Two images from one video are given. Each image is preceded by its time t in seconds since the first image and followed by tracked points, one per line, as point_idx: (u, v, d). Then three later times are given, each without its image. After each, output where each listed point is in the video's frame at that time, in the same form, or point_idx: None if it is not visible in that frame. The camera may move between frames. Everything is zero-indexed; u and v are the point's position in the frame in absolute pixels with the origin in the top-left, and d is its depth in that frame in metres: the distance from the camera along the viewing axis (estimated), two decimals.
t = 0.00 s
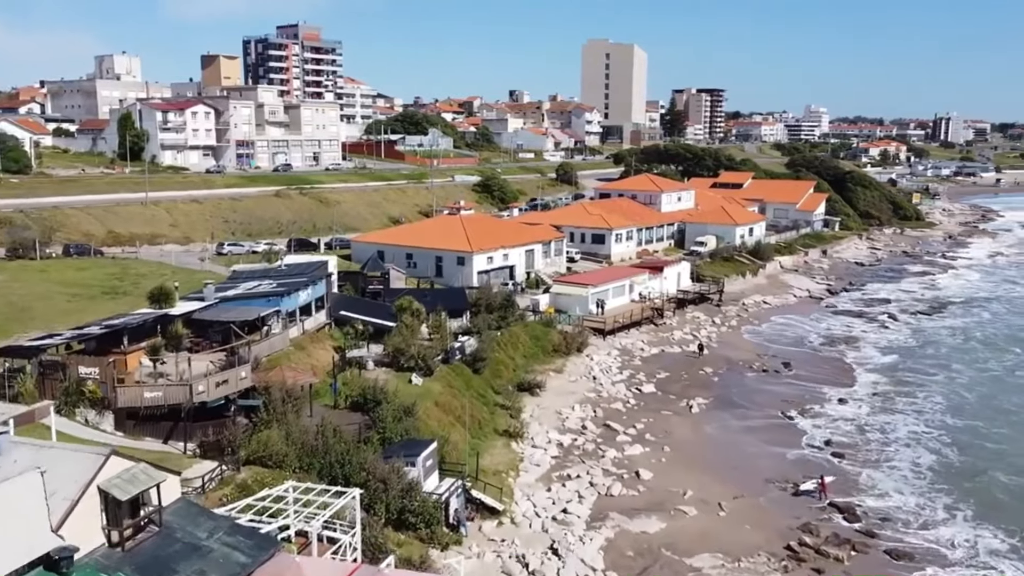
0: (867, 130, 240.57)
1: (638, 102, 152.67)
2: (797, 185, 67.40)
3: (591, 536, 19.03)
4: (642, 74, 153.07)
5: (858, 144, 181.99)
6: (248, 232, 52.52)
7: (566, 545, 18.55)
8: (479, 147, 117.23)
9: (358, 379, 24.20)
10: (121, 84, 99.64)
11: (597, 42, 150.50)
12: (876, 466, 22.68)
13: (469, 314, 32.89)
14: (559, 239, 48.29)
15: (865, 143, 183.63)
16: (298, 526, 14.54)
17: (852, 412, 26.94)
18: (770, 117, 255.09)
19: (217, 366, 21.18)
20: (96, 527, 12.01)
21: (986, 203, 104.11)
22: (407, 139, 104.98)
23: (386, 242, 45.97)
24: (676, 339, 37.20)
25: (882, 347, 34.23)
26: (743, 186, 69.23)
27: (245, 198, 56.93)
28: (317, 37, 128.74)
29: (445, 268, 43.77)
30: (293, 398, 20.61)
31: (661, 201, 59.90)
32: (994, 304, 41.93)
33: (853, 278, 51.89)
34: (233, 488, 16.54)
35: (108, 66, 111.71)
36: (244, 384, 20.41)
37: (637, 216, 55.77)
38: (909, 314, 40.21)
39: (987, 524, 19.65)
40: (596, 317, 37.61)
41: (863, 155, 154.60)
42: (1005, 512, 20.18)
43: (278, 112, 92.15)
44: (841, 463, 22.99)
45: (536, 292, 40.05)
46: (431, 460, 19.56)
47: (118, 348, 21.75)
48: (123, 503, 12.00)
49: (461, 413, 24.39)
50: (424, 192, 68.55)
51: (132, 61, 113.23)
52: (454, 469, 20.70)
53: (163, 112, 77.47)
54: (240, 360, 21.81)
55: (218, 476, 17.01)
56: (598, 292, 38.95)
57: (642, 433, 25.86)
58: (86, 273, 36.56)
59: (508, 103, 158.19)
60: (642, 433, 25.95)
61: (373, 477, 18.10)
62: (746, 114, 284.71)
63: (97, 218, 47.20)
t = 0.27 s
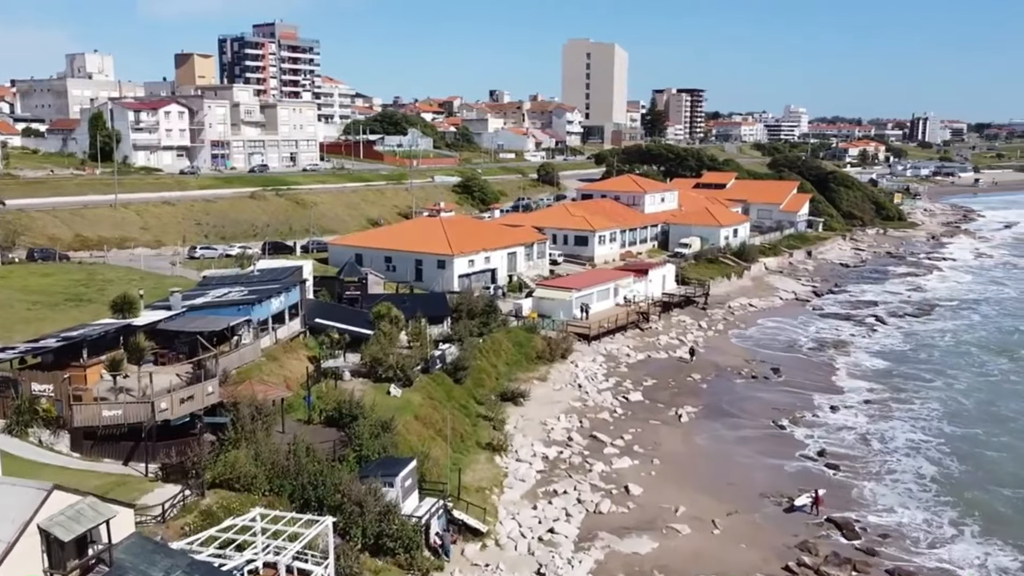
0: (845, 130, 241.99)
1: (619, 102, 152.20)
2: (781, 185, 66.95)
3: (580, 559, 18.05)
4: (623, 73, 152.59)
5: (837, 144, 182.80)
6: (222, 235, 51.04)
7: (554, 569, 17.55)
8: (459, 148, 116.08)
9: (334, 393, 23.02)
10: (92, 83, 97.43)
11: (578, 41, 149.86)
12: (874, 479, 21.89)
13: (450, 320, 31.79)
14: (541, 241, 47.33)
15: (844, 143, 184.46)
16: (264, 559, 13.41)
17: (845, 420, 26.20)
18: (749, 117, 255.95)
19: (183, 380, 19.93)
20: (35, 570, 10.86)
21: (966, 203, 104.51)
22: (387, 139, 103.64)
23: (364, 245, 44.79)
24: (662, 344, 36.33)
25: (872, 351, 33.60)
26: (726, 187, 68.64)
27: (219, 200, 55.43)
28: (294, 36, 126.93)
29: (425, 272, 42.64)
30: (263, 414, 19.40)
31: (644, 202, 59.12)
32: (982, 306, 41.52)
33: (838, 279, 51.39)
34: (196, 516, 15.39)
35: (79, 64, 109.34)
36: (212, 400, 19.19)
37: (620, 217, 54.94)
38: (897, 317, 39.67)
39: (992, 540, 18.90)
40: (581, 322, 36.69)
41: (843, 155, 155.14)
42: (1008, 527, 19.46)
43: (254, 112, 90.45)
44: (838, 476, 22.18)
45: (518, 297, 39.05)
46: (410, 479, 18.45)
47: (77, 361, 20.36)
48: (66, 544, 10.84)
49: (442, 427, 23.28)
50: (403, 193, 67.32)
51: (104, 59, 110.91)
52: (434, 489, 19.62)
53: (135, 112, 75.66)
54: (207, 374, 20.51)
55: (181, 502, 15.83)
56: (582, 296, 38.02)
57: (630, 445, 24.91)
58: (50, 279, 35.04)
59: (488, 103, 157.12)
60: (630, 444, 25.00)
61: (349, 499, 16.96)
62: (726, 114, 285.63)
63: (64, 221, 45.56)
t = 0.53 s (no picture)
0: (829, 130, 243.19)
1: (603, 103, 151.64)
2: (768, 186, 66.45)
3: None
4: (607, 73, 151.96)
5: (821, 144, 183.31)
6: (199, 238, 49.68)
7: None
8: (443, 148, 114.99)
9: (312, 407, 21.89)
10: (68, 82, 95.48)
11: (562, 41, 149.19)
12: (876, 491, 21.12)
13: (435, 326, 30.76)
14: (527, 243, 46.41)
15: (827, 143, 184.88)
16: None
17: (842, 428, 25.47)
18: (733, 117, 256.32)
19: (150, 396, 18.82)
20: None
21: (950, 203, 104.67)
22: (369, 139, 102.39)
23: (346, 248, 43.66)
24: (652, 349, 35.48)
25: (866, 356, 32.95)
26: (713, 187, 68.01)
27: (197, 202, 54.04)
28: (275, 34, 125.27)
29: (408, 275, 41.59)
30: (236, 430, 18.26)
31: (631, 203, 58.34)
32: (974, 307, 41.05)
33: (828, 281, 50.85)
34: (161, 547, 14.30)
35: (54, 63, 107.19)
36: (180, 417, 18.07)
37: (607, 219, 54.10)
38: (889, 320, 39.11)
39: (1002, 556, 18.18)
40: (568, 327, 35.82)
41: (827, 155, 155.40)
42: (1018, 542, 18.73)
43: (234, 111, 88.93)
44: (839, 489, 21.39)
45: (504, 301, 38.11)
46: (392, 500, 17.37)
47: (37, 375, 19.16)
48: None
49: (426, 441, 22.20)
50: (386, 194, 66.17)
51: (80, 58, 108.83)
52: (418, 509, 18.57)
53: (111, 111, 74.09)
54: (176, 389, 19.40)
55: (145, 531, 14.74)
56: (570, 300, 37.19)
57: (622, 456, 23.99)
58: (17, 285, 33.62)
59: (472, 103, 156.00)
60: (622, 456, 24.08)
61: (327, 523, 15.85)
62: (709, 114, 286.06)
63: (34, 225, 44.06)
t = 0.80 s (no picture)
0: (810, 130, 244.16)
1: (586, 103, 150.92)
2: (753, 187, 65.87)
3: None
4: (590, 73, 151.31)
5: (803, 144, 183.70)
6: (173, 241, 48.26)
7: None
8: (425, 148, 113.76)
9: (287, 424, 20.74)
10: (40, 81, 93.35)
11: (544, 40, 148.37)
12: (878, 506, 20.29)
13: (416, 334, 29.65)
14: (511, 246, 45.40)
15: (809, 143, 185.40)
16: None
17: (838, 439, 24.66)
18: (714, 117, 256.76)
19: (110, 416, 17.59)
20: None
21: (932, 203, 104.90)
22: (350, 140, 101.01)
23: (324, 251, 42.44)
24: (640, 354, 34.58)
25: (858, 361, 32.25)
26: (698, 188, 67.36)
27: (171, 204, 52.57)
28: (253, 33, 123.44)
29: (388, 280, 40.46)
30: (203, 451, 17.08)
31: (616, 204, 57.48)
32: (964, 310, 40.54)
33: (815, 283, 50.27)
34: None
35: (26, 62, 104.88)
36: (143, 437, 16.86)
37: (592, 221, 53.21)
38: (879, 324, 38.49)
39: None
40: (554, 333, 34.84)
41: (809, 155, 155.63)
42: None
43: (210, 111, 87.24)
44: (839, 503, 20.54)
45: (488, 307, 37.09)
46: (370, 525, 16.23)
47: None
48: None
49: (407, 458, 21.10)
50: (367, 196, 64.93)
51: (53, 57, 106.59)
52: (398, 534, 17.47)
53: (83, 111, 72.29)
54: (138, 408, 18.16)
55: (100, 567, 13.55)
56: (556, 304, 36.19)
57: (612, 470, 23.00)
58: None
59: (453, 103, 154.81)
60: (612, 469, 23.09)
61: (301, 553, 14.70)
62: (691, 115, 286.56)
63: None
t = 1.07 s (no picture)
0: (788, 130, 245.49)
1: (564, 102, 150.24)
2: (734, 188, 65.44)
3: None
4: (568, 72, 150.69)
5: (780, 144, 184.39)
6: (142, 245, 46.76)
7: None
8: (402, 149, 112.46)
9: (255, 441, 19.64)
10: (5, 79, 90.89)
11: (522, 39, 147.56)
12: (875, 520, 19.60)
13: (393, 341, 28.57)
14: (490, 249, 44.43)
15: (786, 143, 186.28)
16: None
17: (830, 448, 23.95)
18: (692, 117, 257.42)
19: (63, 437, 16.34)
20: None
21: (909, 203, 105.44)
22: (325, 140, 99.52)
23: (298, 255, 41.24)
24: (623, 360, 33.77)
25: (845, 366, 31.68)
26: (679, 189, 66.84)
27: (140, 206, 51.04)
28: (226, 31, 121.39)
29: (364, 284, 39.34)
30: (164, 474, 15.93)
31: (596, 205, 56.72)
32: (949, 311, 40.21)
33: (797, 284, 49.87)
34: None
35: None
36: (98, 460, 15.67)
37: (572, 222, 52.40)
38: (865, 327, 38.03)
39: None
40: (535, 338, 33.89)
41: (787, 155, 156.12)
42: None
43: (182, 111, 85.42)
44: (835, 517, 19.84)
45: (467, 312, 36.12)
46: (343, 552, 15.18)
47: None
48: None
49: (383, 475, 20.07)
50: (343, 197, 63.66)
51: (19, 55, 104.01)
52: (373, 559, 16.45)
53: (50, 110, 70.30)
54: (93, 428, 16.90)
55: None
56: (537, 309, 35.23)
57: (598, 483, 22.12)
58: None
59: (431, 103, 153.49)
60: (597, 482, 22.21)
61: None
62: (669, 115, 287.20)
63: None
